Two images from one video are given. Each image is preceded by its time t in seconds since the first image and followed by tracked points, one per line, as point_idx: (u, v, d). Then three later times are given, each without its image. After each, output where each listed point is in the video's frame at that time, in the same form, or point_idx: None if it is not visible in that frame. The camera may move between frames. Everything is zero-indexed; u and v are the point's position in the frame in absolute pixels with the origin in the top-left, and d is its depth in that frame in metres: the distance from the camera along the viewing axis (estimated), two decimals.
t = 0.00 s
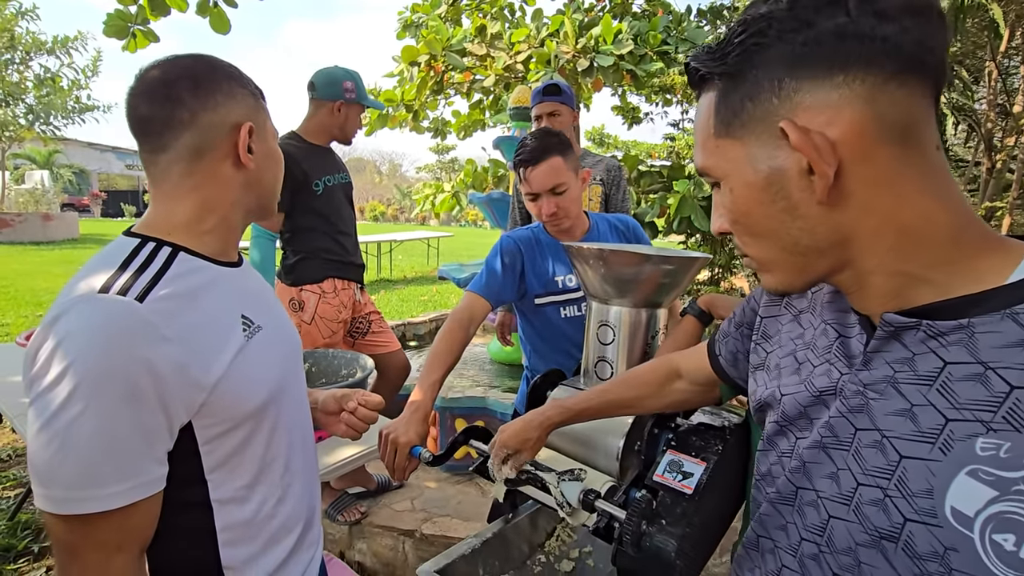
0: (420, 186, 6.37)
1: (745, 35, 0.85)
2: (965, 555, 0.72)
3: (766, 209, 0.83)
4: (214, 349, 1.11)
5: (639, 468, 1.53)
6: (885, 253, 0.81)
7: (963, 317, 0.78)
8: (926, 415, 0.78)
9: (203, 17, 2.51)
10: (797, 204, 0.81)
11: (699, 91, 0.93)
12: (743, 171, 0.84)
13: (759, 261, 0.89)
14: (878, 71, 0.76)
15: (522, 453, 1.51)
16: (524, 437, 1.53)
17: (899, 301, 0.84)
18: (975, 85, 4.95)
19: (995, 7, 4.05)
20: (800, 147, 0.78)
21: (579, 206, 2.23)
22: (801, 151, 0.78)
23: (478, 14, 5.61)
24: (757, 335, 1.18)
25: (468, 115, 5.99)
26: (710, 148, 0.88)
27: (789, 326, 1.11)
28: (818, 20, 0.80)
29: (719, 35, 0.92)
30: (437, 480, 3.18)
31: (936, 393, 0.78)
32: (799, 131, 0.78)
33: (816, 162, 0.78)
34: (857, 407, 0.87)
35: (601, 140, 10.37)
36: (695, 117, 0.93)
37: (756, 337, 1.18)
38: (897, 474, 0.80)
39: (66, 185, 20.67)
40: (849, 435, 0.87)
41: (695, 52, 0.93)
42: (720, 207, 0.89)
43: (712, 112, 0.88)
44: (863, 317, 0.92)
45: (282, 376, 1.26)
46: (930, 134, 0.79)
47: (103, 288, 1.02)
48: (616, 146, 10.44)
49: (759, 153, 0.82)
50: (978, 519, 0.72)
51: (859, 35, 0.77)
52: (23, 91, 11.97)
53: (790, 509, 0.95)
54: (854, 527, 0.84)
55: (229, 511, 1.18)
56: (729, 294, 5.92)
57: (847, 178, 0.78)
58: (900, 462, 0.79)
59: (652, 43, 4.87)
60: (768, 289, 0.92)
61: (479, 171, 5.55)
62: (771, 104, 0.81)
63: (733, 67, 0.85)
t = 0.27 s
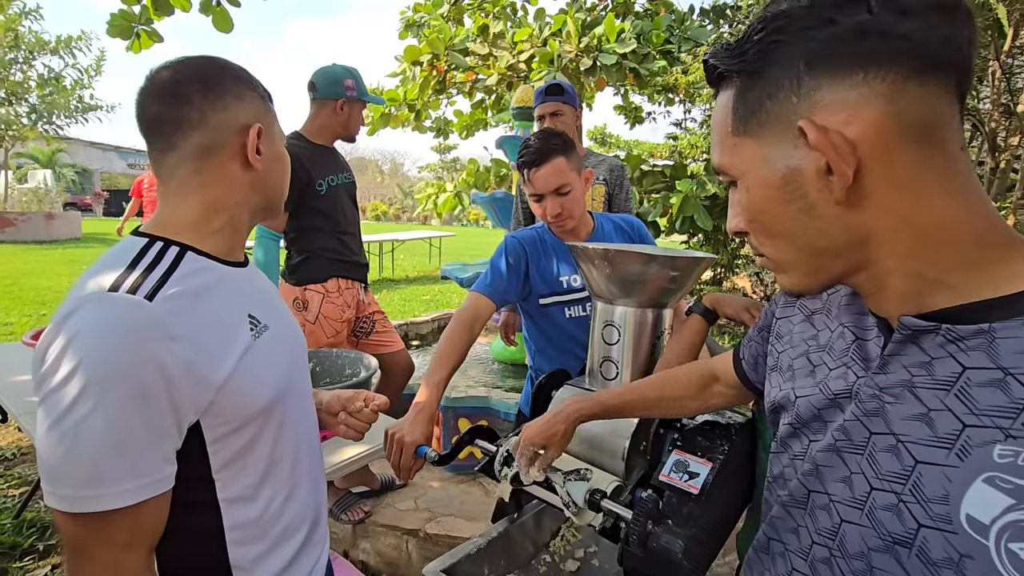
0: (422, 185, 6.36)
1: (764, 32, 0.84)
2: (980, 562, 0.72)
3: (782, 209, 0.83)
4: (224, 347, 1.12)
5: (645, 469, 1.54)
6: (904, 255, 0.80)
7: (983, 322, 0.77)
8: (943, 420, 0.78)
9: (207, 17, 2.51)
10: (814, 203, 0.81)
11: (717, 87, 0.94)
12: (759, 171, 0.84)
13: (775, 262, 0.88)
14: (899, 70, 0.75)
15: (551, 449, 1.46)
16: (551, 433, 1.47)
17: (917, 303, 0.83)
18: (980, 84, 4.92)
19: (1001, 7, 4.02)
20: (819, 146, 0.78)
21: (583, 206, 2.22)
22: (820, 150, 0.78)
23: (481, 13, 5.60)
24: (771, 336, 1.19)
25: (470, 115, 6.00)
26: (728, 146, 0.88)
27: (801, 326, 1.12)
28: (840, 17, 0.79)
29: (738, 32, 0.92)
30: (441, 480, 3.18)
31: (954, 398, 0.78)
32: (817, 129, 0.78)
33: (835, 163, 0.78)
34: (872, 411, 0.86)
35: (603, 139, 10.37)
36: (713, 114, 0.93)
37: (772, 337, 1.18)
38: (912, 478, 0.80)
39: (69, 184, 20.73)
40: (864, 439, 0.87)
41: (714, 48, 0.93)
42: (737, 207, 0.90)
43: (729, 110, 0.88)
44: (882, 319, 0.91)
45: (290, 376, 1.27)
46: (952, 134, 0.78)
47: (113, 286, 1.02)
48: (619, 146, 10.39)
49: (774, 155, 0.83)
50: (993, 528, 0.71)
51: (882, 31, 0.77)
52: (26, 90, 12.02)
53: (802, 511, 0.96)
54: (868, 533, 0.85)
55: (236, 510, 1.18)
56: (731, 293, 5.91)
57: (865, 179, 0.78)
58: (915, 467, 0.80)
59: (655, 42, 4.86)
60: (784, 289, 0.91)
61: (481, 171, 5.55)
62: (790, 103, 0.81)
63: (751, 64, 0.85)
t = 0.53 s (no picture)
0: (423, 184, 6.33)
1: (789, 22, 0.82)
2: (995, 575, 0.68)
3: (799, 205, 0.80)
4: (232, 344, 1.12)
5: (651, 469, 1.53)
6: (927, 256, 0.77)
7: (1010, 328, 0.73)
8: (962, 427, 0.74)
9: (209, 16, 2.50)
10: (834, 201, 0.78)
11: (740, 78, 0.92)
12: (778, 165, 0.81)
13: (795, 258, 0.85)
14: (929, 63, 0.72)
15: (593, 478, 1.28)
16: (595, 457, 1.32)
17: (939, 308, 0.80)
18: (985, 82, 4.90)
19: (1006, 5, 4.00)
20: (839, 142, 0.75)
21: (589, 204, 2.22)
22: (839, 146, 0.75)
23: (483, 12, 5.58)
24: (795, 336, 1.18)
25: (473, 114, 5.99)
26: (748, 140, 0.86)
27: (823, 326, 1.11)
28: (867, 10, 0.76)
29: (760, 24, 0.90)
30: (444, 479, 3.18)
31: (974, 405, 0.74)
32: (838, 125, 0.75)
33: (855, 162, 0.75)
34: (890, 415, 0.83)
35: (605, 138, 10.36)
36: (737, 105, 0.91)
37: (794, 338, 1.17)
38: (928, 486, 0.76)
39: (72, 183, 20.78)
40: (880, 444, 0.84)
41: (736, 40, 0.91)
42: (756, 202, 0.87)
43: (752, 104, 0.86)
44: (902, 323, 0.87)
45: (295, 375, 1.26)
46: (985, 132, 0.73)
47: (122, 282, 1.02)
48: (623, 145, 10.31)
49: (791, 150, 0.80)
50: (1009, 539, 0.68)
51: (912, 26, 0.73)
52: (30, 89, 12.06)
53: (816, 514, 0.94)
54: (881, 538, 0.81)
55: (243, 508, 1.18)
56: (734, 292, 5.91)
57: (886, 176, 0.74)
58: (931, 474, 0.76)
59: (658, 41, 4.86)
60: (803, 288, 0.88)
61: (484, 170, 5.54)
62: (812, 98, 0.78)
63: (774, 56, 0.83)
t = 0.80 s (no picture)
0: (426, 184, 6.34)
1: (813, 7, 0.81)
2: None
3: (812, 192, 0.79)
4: (233, 341, 1.11)
5: (654, 468, 1.52)
6: (945, 250, 0.75)
7: None
8: (979, 434, 0.73)
9: (213, 15, 2.50)
10: (846, 189, 0.77)
11: (763, 64, 0.90)
12: (793, 152, 0.80)
13: (807, 248, 0.85)
14: (953, 51, 0.70)
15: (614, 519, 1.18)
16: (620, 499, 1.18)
17: (958, 310, 0.78)
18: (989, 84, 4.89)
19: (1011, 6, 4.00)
20: (851, 128, 0.74)
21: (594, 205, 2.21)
22: (851, 133, 0.74)
23: (486, 12, 5.57)
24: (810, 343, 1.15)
25: (475, 114, 5.99)
26: (767, 125, 0.84)
27: (835, 329, 1.09)
28: None
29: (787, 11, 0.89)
30: (446, 479, 3.18)
31: (992, 411, 0.73)
32: (852, 110, 0.73)
33: (867, 149, 0.73)
34: (903, 420, 0.81)
35: (607, 139, 10.34)
36: (756, 94, 0.89)
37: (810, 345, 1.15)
38: (942, 494, 0.75)
39: (75, 182, 20.81)
40: (893, 449, 0.82)
41: (763, 25, 0.89)
42: (772, 189, 0.86)
43: (773, 88, 0.84)
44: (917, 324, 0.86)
45: (301, 371, 1.26)
46: (1012, 124, 0.70)
47: (121, 279, 1.02)
48: (625, 145, 10.29)
49: (807, 136, 0.79)
50: None
51: (933, 17, 0.72)
52: (33, 89, 12.08)
53: (825, 520, 0.92)
54: (893, 547, 0.80)
55: (247, 508, 1.18)
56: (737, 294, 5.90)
57: (900, 166, 0.73)
58: (947, 482, 0.75)
59: (662, 41, 4.85)
60: (813, 279, 0.88)
61: (486, 170, 5.54)
62: (830, 83, 0.77)
63: (798, 42, 0.82)
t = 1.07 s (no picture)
0: (429, 184, 6.35)
1: None
2: None
3: (822, 173, 0.78)
4: (232, 346, 1.11)
5: (657, 469, 1.53)
6: (950, 242, 0.73)
7: None
8: (992, 435, 0.72)
9: (217, 16, 2.51)
10: (856, 173, 0.76)
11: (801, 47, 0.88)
12: (809, 132, 0.79)
13: (812, 231, 0.84)
14: (978, 42, 0.67)
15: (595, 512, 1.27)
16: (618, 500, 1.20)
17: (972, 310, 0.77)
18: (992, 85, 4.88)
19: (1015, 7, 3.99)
20: (864, 111, 0.72)
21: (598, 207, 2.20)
22: (864, 115, 0.72)
23: (489, 12, 5.57)
24: (820, 349, 1.11)
25: (478, 114, 5.99)
26: (792, 107, 0.84)
27: (849, 335, 1.05)
28: None
29: None
30: (449, 479, 3.18)
31: (1005, 412, 0.71)
32: (867, 93, 0.72)
33: (875, 137, 0.72)
34: (914, 422, 0.79)
35: (610, 139, 10.33)
36: (791, 76, 0.87)
37: (819, 351, 1.10)
38: (954, 497, 0.74)
39: (78, 182, 20.86)
40: (903, 453, 0.80)
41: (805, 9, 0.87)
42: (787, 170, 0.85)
43: (803, 72, 0.83)
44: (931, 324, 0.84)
45: (303, 372, 1.26)
46: None
47: (118, 287, 1.01)
48: (627, 146, 10.29)
49: (832, 119, 0.77)
50: None
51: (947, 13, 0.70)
52: (37, 88, 12.12)
53: (837, 527, 0.91)
54: (903, 553, 0.79)
55: (252, 511, 1.18)
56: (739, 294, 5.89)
57: (910, 154, 0.71)
58: (958, 485, 0.74)
59: (665, 41, 4.85)
60: (817, 265, 0.87)
61: (489, 170, 5.54)
62: (854, 66, 0.76)
63: (832, 25, 0.80)
